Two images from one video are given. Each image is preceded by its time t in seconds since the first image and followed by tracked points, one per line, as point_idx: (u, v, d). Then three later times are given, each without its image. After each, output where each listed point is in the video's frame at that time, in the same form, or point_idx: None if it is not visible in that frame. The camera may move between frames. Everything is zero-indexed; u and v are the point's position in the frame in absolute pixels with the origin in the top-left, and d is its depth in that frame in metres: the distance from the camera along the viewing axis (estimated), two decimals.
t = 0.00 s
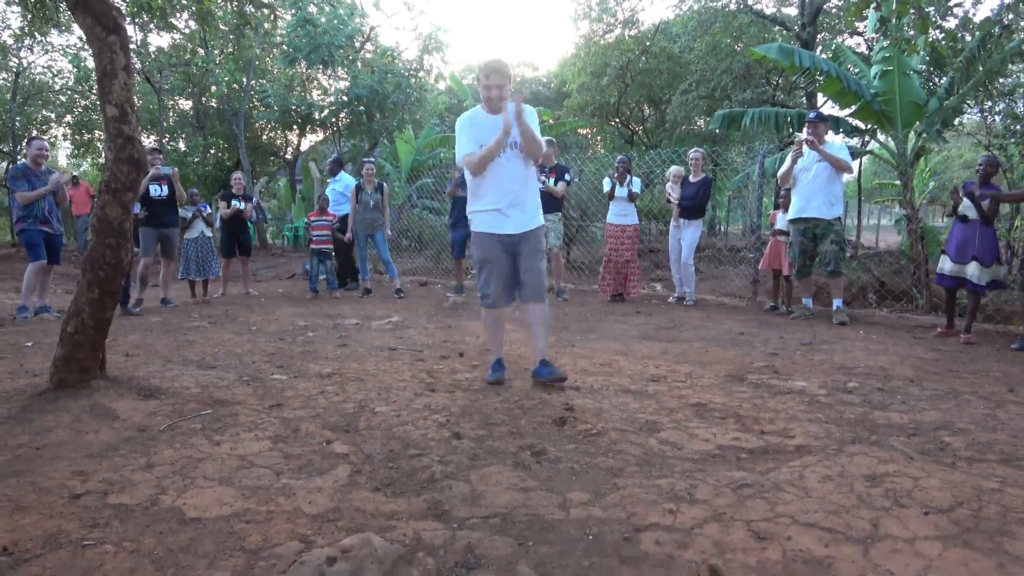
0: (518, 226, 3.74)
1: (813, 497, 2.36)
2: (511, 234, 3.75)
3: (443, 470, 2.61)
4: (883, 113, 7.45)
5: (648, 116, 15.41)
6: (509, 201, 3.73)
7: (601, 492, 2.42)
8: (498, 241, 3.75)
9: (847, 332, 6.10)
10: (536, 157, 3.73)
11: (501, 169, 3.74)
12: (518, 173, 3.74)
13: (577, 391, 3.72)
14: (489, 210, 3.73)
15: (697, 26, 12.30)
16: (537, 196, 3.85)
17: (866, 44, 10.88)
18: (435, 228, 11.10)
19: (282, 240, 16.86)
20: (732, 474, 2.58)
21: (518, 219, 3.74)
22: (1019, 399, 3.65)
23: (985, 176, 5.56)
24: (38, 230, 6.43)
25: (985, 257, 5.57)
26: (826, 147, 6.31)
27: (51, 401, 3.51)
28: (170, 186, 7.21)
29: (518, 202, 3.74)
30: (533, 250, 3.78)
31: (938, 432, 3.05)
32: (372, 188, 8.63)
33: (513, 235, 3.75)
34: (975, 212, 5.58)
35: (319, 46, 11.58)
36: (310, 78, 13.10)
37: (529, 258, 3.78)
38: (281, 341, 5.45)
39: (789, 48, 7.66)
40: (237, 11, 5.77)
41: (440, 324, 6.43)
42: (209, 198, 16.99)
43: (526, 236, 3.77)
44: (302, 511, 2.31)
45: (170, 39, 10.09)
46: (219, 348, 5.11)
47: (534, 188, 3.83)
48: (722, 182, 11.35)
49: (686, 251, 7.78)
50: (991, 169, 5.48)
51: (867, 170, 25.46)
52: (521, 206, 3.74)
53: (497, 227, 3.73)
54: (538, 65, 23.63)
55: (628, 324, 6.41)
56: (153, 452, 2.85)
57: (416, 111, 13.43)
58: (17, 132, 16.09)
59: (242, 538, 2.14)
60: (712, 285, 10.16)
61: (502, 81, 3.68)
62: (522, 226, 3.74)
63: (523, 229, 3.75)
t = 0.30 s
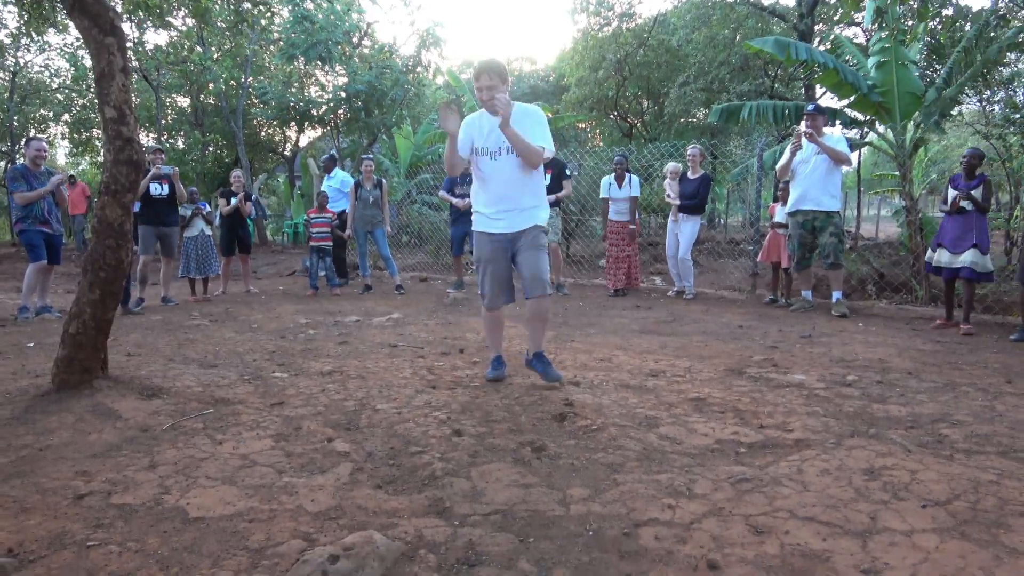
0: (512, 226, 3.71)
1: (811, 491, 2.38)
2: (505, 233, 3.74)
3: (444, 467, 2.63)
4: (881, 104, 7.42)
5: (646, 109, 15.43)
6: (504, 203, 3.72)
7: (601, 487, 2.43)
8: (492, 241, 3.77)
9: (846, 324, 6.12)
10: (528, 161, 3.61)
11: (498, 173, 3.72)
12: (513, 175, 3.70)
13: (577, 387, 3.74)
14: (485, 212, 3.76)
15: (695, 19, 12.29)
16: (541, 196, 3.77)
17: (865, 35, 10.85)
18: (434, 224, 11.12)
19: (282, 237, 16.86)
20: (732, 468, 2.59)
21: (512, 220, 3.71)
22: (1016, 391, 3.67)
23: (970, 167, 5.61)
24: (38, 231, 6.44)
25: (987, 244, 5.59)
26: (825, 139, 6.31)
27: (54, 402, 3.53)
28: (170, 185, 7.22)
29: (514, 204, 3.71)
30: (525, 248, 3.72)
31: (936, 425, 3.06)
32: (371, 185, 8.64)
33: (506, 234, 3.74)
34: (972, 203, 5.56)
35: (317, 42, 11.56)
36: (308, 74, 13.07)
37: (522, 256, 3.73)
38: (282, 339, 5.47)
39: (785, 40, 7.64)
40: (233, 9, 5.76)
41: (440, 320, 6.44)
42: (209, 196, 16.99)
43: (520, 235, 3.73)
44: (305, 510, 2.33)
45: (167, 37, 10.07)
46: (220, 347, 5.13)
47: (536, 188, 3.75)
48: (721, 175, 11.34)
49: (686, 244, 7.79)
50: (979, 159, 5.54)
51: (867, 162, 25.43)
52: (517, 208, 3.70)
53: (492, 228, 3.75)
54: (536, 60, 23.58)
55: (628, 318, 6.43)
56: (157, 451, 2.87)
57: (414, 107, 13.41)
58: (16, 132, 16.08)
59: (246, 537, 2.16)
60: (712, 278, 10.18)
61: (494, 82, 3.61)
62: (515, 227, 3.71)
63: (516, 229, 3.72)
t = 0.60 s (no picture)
0: (510, 227, 3.63)
1: (808, 495, 2.38)
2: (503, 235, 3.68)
3: (442, 470, 2.64)
4: (880, 107, 7.47)
5: (647, 110, 15.26)
6: (505, 202, 3.65)
7: (598, 491, 2.44)
8: (493, 240, 3.74)
9: (845, 327, 6.12)
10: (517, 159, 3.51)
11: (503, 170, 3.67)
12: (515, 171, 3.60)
13: (575, 389, 3.75)
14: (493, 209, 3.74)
15: (697, 20, 12.46)
16: (546, 196, 3.62)
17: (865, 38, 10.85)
18: (434, 225, 11.13)
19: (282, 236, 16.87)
20: (729, 472, 2.60)
21: (512, 220, 3.63)
22: (1014, 396, 3.68)
23: (965, 171, 5.61)
24: (38, 230, 6.44)
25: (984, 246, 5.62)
26: (824, 142, 6.31)
27: (53, 402, 3.53)
28: (168, 185, 7.22)
29: (515, 203, 3.61)
30: (515, 258, 3.60)
31: (933, 429, 3.07)
32: (371, 185, 8.64)
33: (502, 236, 3.67)
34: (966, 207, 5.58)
35: (317, 42, 11.56)
36: (309, 74, 13.07)
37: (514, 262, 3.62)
38: (281, 340, 5.47)
39: (785, 43, 7.68)
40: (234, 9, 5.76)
41: (439, 321, 6.44)
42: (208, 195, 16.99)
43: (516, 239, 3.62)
44: (303, 511, 2.33)
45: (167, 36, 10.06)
46: (219, 347, 5.13)
47: (539, 187, 3.61)
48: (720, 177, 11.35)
49: (686, 246, 7.79)
50: (972, 164, 5.52)
51: (867, 164, 25.41)
52: (518, 207, 3.60)
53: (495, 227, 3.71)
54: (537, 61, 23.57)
55: (627, 320, 6.43)
56: (155, 452, 2.87)
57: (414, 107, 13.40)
58: (16, 130, 16.07)
59: (243, 539, 2.16)
60: (711, 280, 10.19)
61: (500, 74, 3.58)
62: (512, 229, 3.62)
63: (513, 231, 3.62)
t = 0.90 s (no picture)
0: (523, 225, 3.64)
1: (811, 487, 2.38)
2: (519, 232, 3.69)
3: (444, 468, 2.63)
4: (879, 99, 7.43)
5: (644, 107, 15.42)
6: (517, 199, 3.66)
7: (601, 486, 2.44)
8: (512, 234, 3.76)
9: (846, 320, 6.12)
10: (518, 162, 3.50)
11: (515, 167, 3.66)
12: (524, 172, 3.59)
13: (577, 386, 3.75)
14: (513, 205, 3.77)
15: (693, 16, 12.55)
16: (557, 193, 3.56)
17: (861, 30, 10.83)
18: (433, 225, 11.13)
19: (281, 240, 16.87)
20: (732, 465, 2.60)
21: (525, 218, 3.62)
22: (1016, 384, 3.67)
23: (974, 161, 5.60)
24: (37, 237, 6.44)
25: (988, 239, 5.58)
26: (823, 135, 6.31)
27: (55, 407, 3.53)
28: (164, 189, 7.23)
29: (527, 202, 3.60)
30: (524, 258, 3.60)
31: (935, 419, 3.07)
32: (370, 186, 8.63)
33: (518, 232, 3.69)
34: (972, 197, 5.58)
35: (313, 44, 11.55)
36: (306, 77, 13.06)
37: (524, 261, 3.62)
38: (281, 342, 5.47)
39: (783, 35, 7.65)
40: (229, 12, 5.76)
41: (440, 321, 6.44)
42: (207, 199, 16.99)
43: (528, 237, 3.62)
44: (305, 512, 2.33)
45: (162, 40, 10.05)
46: (220, 350, 5.12)
47: (549, 185, 3.55)
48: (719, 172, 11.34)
49: (685, 242, 7.79)
50: (982, 153, 5.52)
51: (866, 157, 25.36)
52: (529, 206, 3.59)
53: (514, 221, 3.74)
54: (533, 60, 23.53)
55: (628, 317, 6.43)
56: (157, 456, 2.87)
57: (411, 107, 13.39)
58: (13, 137, 16.06)
59: (247, 540, 2.16)
60: (711, 276, 10.19)
61: (503, 72, 3.56)
62: (525, 227, 3.62)
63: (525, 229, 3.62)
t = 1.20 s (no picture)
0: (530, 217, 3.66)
1: (807, 489, 2.39)
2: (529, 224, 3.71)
3: (442, 462, 2.64)
4: (883, 104, 7.43)
5: (648, 108, 15.45)
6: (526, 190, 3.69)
7: (598, 483, 2.45)
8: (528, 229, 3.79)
9: (846, 324, 6.13)
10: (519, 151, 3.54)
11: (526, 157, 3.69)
12: (528, 162, 3.63)
13: (575, 383, 3.77)
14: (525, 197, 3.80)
15: (699, 17, 12.32)
16: (557, 185, 3.56)
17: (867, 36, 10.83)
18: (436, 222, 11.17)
19: (283, 233, 16.90)
20: (729, 465, 2.61)
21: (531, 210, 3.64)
22: (1014, 392, 3.69)
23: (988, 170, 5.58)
24: (39, 223, 6.45)
25: (995, 251, 5.61)
26: (828, 139, 6.30)
27: (55, 394, 3.54)
28: (163, 180, 7.24)
29: (530, 193, 3.64)
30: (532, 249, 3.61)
31: (933, 424, 3.08)
32: (373, 180, 8.64)
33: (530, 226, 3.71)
34: (983, 207, 5.58)
35: (319, 38, 11.52)
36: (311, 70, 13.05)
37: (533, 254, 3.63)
38: (282, 334, 5.49)
39: (790, 37, 7.64)
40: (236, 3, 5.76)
41: (440, 317, 6.45)
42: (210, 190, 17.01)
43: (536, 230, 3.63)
44: (303, 502, 2.34)
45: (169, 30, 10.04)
46: (220, 341, 5.14)
47: (549, 176, 3.57)
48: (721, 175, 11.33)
49: (687, 243, 7.80)
50: (996, 163, 5.49)
51: (869, 163, 25.39)
52: (531, 197, 3.63)
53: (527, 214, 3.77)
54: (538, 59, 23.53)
55: (628, 316, 6.44)
56: (156, 443, 2.88)
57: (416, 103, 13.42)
58: (17, 124, 16.07)
59: (245, 528, 2.17)
60: (712, 278, 10.20)
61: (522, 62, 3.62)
62: (530, 219, 3.64)
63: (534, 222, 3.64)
